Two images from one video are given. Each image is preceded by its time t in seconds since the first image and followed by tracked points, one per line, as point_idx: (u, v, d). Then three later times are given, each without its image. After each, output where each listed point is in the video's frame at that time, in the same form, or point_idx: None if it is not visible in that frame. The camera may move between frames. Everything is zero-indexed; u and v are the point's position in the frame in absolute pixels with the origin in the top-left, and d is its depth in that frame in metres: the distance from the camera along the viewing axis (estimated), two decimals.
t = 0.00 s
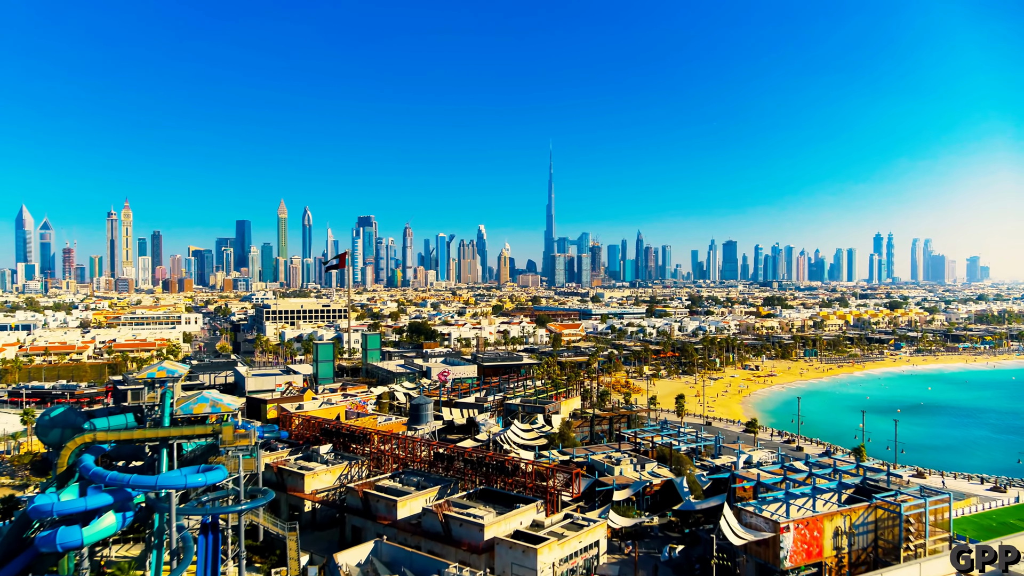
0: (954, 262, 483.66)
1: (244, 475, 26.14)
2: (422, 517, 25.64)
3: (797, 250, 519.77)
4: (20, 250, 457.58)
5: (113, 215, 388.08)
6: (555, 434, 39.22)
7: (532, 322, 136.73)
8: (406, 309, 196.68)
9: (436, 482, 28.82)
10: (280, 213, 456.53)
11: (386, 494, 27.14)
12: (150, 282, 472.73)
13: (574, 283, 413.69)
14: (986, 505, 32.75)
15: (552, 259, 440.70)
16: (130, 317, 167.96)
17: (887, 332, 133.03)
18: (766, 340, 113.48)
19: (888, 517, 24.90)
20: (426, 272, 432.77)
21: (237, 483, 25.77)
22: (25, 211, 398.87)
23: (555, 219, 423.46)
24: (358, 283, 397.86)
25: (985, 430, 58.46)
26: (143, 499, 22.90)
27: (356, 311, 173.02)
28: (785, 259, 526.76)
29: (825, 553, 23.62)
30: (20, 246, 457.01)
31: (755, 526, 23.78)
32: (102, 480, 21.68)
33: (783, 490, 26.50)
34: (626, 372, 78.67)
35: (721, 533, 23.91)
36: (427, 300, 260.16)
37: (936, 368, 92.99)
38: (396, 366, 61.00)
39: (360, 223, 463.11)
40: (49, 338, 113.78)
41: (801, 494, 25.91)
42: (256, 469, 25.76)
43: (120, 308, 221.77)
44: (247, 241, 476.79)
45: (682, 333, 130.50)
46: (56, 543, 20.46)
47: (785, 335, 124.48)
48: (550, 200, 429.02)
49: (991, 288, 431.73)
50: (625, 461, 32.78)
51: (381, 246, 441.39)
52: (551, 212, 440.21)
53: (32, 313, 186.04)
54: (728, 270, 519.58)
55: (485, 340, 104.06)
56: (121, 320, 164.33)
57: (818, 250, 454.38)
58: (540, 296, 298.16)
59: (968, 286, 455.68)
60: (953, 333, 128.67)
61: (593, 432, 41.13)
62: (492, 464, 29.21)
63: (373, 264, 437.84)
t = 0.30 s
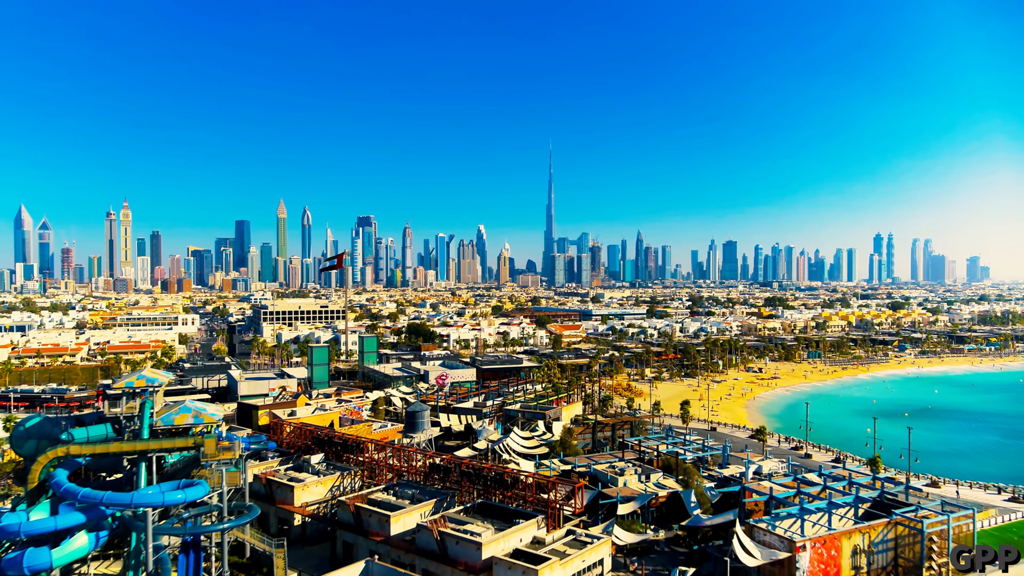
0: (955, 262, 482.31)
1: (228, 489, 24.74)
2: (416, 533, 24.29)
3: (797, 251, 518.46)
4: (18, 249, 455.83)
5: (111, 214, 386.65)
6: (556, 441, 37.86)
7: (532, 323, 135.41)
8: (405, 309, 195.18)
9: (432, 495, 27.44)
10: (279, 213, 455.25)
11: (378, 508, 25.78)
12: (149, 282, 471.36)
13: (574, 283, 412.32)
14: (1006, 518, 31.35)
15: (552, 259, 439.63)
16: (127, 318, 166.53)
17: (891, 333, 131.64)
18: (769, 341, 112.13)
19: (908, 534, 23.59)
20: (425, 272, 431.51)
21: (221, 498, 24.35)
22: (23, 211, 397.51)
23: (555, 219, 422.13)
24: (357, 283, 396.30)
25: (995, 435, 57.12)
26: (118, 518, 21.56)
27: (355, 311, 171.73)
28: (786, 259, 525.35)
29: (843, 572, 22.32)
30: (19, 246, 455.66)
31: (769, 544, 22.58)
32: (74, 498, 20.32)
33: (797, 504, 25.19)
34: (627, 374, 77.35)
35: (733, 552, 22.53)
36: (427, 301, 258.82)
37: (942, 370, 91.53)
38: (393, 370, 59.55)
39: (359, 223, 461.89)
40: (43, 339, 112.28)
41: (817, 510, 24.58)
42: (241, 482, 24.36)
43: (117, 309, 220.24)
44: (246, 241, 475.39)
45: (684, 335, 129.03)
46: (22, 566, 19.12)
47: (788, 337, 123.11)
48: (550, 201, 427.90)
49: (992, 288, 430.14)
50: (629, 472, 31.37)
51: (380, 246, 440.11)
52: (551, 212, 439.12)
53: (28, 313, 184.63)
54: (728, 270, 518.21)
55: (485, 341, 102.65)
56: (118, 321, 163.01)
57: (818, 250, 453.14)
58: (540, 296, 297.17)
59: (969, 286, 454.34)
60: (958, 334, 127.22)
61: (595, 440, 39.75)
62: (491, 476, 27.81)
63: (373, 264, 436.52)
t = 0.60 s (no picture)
0: (955, 263, 481.18)
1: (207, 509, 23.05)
2: (408, 554, 22.72)
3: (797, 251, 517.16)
4: (16, 249, 454.12)
5: (110, 214, 385.70)
6: (556, 450, 36.35)
7: (532, 325, 133.97)
8: (404, 310, 193.64)
9: (426, 512, 25.87)
10: (279, 213, 453.99)
11: (368, 527, 24.19)
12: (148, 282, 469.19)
13: (574, 284, 410.79)
14: None
15: (551, 259, 438.09)
16: (123, 319, 164.63)
17: (895, 335, 130.09)
18: (773, 343, 110.69)
19: (933, 556, 22.06)
20: (424, 273, 429.94)
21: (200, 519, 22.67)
22: (21, 210, 395.74)
23: (555, 219, 420.64)
24: (356, 284, 394.71)
25: (1007, 441, 55.64)
26: (87, 541, 20.05)
27: (353, 312, 170.11)
28: (785, 259, 524.11)
29: None
30: (17, 246, 453.90)
31: (787, 568, 20.91)
32: (35, 521, 18.77)
33: (816, 524, 23.55)
34: (628, 378, 75.89)
35: None
36: (426, 301, 257.39)
37: (950, 373, 89.89)
38: (389, 374, 58.04)
39: (359, 223, 460.18)
40: (36, 341, 110.35)
41: (838, 530, 22.94)
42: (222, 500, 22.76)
43: (113, 309, 218.30)
44: (245, 241, 473.66)
45: (685, 336, 127.59)
46: None
47: (791, 338, 121.60)
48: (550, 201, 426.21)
49: (992, 288, 428.65)
50: (634, 485, 29.84)
51: (380, 246, 438.48)
52: (551, 212, 437.95)
53: (23, 314, 183.00)
54: (728, 270, 516.80)
55: (484, 343, 101.17)
56: (114, 322, 161.31)
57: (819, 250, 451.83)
58: (540, 297, 295.84)
59: (969, 286, 452.96)
60: (964, 335, 125.72)
61: (597, 449, 38.28)
62: (488, 492, 26.23)
63: (372, 264, 435.08)
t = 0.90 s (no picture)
0: (955, 263, 480.02)
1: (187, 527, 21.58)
2: None
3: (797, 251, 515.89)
4: (14, 250, 452.49)
5: (108, 214, 384.51)
6: (557, 459, 34.96)
7: (532, 326, 132.69)
8: (402, 310, 192.27)
9: (421, 529, 24.47)
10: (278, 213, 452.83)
11: (358, 546, 22.76)
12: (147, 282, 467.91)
13: (573, 284, 409.41)
14: None
15: (551, 259, 436.70)
16: (120, 320, 163.38)
17: (899, 336, 128.70)
18: (775, 345, 109.34)
19: None
20: (424, 273, 428.64)
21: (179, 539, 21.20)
22: (20, 210, 394.41)
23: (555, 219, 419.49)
24: (356, 284, 393.41)
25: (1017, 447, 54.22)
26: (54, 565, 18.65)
27: (352, 313, 168.89)
28: (786, 259, 522.85)
29: None
30: (16, 246, 452.54)
31: None
32: None
33: (834, 542, 22.13)
34: (630, 381, 74.50)
35: None
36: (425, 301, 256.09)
37: (957, 376, 88.42)
38: (386, 377, 56.66)
39: (358, 223, 458.90)
40: (29, 343, 108.94)
41: (857, 550, 21.55)
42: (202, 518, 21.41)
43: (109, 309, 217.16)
44: (244, 241, 472.41)
45: (687, 337, 126.20)
46: None
47: (794, 340, 120.25)
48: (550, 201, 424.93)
49: (993, 288, 427.31)
50: (640, 498, 28.45)
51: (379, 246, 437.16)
52: (551, 212, 436.87)
53: (19, 315, 181.65)
54: (728, 270, 515.45)
55: (483, 345, 99.85)
56: (110, 323, 159.96)
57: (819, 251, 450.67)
58: (540, 297, 294.64)
59: (970, 286, 451.70)
60: (968, 337, 124.40)
61: (600, 457, 36.94)
62: (486, 507, 24.83)
63: (371, 264, 433.80)
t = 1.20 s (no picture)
0: (955, 263, 479.04)
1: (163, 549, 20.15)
2: None
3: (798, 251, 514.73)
4: (13, 250, 451.00)
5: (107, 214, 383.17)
6: (558, 469, 33.60)
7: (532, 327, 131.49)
8: (401, 312, 190.31)
9: (415, 547, 23.03)
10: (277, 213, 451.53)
11: (346, 566, 21.27)
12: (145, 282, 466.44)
13: (573, 284, 407.99)
14: None
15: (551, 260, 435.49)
16: (117, 321, 162.05)
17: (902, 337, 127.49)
18: (778, 346, 108.07)
19: None
20: (423, 273, 427.40)
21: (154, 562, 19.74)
22: (19, 210, 393.10)
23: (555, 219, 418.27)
24: (355, 284, 392.23)
25: None
26: None
27: (350, 314, 167.63)
28: (786, 259, 521.81)
29: None
30: (14, 245, 450.96)
31: None
32: None
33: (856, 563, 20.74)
34: (631, 384, 73.13)
35: None
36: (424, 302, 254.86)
37: (963, 378, 87.07)
38: (382, 381, 55.31)
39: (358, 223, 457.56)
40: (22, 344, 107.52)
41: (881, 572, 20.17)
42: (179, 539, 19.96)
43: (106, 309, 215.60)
44: (243, 241, 471.11)
45: (688, 339, 124.87)
46: None
47: (797, 341, 118.95)
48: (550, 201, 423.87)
49: (993, 288, 426.24)
50: (645, 511, 27.04)
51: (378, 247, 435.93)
52: (551, 212, 435.74)
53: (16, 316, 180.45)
54: (728, 270, 514.24)
55: (482, 347, 98.50)
56: (107, 323, 158.60)
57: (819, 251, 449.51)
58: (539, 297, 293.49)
59: (970, 286, 450.70)
60: (972, 338, 123.21)
61: (602, 466, 35.61)
62: (485, 524, 23.43)
63: (371, 265, 432.53)
